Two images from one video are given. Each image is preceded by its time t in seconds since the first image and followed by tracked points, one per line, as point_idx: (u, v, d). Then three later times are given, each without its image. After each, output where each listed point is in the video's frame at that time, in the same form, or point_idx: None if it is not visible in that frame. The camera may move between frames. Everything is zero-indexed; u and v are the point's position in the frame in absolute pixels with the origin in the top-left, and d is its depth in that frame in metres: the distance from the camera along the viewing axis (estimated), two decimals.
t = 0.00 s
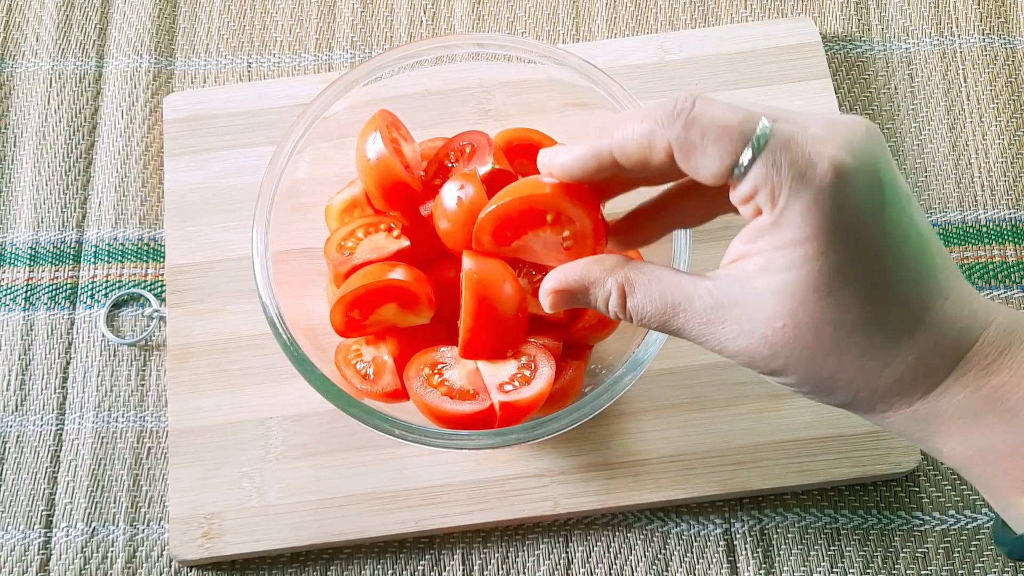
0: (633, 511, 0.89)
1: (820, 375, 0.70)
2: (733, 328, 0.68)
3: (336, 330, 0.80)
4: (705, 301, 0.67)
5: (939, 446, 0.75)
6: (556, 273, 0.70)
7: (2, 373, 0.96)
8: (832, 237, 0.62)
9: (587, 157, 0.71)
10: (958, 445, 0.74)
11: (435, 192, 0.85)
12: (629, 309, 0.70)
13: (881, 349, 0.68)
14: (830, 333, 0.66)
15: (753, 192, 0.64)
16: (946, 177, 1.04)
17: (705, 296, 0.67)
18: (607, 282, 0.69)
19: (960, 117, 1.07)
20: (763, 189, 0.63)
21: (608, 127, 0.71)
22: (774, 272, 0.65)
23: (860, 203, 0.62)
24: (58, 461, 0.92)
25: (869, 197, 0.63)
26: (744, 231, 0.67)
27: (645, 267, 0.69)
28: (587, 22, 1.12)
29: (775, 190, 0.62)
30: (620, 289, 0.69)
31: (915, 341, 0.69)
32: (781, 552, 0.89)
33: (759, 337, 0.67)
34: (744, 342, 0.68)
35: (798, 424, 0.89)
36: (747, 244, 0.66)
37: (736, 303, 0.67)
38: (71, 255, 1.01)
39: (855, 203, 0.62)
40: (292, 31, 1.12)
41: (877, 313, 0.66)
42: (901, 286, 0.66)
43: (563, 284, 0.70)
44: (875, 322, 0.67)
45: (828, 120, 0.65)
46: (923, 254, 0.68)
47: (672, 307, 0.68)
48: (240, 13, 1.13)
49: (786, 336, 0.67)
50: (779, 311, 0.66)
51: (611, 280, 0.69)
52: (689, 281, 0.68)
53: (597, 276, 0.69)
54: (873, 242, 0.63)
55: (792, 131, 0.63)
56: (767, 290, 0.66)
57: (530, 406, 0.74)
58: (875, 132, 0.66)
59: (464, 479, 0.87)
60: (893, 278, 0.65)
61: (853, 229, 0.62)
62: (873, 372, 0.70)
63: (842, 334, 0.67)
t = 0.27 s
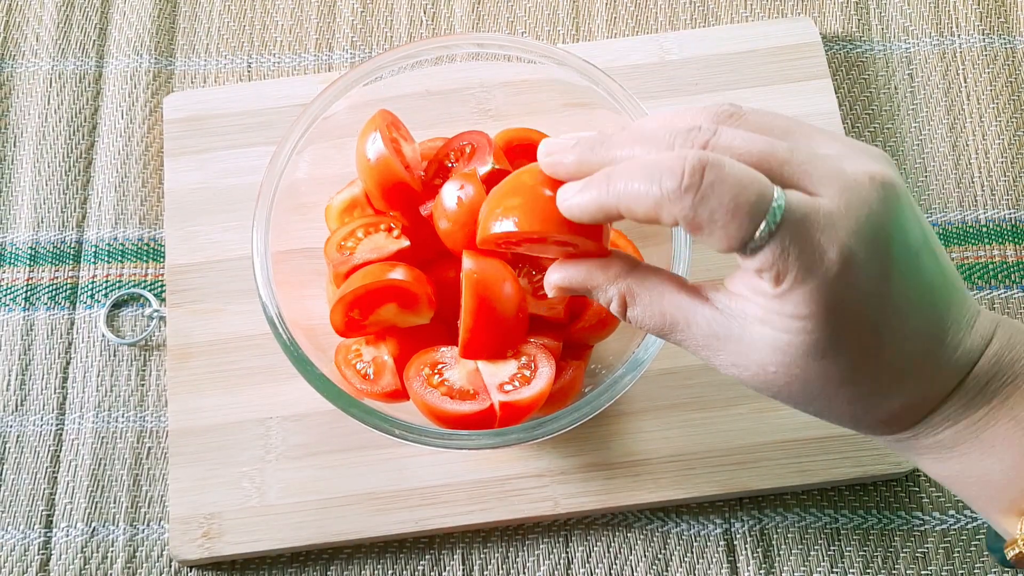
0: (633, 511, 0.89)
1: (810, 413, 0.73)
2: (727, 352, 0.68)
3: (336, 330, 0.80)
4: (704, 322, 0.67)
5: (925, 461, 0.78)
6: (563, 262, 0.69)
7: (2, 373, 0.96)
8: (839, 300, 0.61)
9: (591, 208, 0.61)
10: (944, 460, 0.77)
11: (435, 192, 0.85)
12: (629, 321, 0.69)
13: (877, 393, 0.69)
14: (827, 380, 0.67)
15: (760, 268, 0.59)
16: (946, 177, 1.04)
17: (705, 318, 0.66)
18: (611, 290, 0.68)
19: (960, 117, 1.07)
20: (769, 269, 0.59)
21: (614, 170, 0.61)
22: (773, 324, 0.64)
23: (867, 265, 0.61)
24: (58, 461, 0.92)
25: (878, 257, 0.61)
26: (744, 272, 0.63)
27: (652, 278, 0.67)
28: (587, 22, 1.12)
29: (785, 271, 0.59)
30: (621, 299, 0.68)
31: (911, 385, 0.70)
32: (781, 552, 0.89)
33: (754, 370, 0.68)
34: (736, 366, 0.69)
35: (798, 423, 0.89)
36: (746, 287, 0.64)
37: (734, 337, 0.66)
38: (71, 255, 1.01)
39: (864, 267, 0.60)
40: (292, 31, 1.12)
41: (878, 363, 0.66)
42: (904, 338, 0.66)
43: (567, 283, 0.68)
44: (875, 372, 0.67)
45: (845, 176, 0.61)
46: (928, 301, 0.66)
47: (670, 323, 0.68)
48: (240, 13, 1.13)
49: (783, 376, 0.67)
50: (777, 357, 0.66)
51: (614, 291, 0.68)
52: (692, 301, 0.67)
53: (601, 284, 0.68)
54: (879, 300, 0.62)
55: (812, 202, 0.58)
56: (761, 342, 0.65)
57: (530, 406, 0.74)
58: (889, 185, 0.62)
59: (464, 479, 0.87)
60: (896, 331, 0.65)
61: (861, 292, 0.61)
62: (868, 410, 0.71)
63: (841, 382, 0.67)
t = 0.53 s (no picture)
0: (633, 511, 0.89)
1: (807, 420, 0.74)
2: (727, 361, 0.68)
3: (336, 330, 0.80)
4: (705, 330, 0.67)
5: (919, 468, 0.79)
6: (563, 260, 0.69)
7: (2, 373, 0.96)
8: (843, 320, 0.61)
9: (596, 227, 0.61)
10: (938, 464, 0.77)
11: (435, 192, 0.85)
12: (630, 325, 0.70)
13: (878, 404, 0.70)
14: (826, 391, 0.68)
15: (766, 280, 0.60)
16: (946, 177, 1.04)
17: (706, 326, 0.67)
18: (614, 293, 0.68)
19: (960, 117, 1.07)
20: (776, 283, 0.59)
21: (620, 189, 0.59)
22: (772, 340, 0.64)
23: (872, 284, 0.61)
24: (58, 461, 0.92)
25: (882, 275, 0.61)
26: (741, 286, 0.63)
27: (653, 282, 0.67)
28: (587, 22, 1.12)
29: (787, 299, 0.59)
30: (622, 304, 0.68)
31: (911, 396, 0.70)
32: (781, 552, 0.89)
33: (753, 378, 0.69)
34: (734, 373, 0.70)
35: (798, 423, 0.89)
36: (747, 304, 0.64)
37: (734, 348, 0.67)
38: (71, 255, 1.01)
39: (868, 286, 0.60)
40: (292, 31, 1.12)
41: (880, 377, 0.67)
42: (906, 352, 0.66)
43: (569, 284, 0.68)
44: (876, 385, 0.67)
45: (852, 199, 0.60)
46: (932, 315, 0.67)
47: (671, 330, 0.68)
48: (240, 13, 1.13)
49: (781, 387, 0.68)
50: (775, 370, 0.66)
51: (616, 294, 0.68)
52: (694, 309, 0.67)
53: (604, 288, 0.68)
54: (882, 318, 0.63)
55: (818, 231, 0.57)
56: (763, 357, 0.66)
57: (530, 406, 0.74)
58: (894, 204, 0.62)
59: (464, 478, 0.87)
60: (898, 346, 0.65)
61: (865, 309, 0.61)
62: (866, 417, 0.72)
63: (841, 393, 0.68)
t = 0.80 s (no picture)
0: (633, 511, 0.89)
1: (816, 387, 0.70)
2: (731, 329, 0.67)
3: (336, 330, 0.80)
4: (700, 306, 0.66)
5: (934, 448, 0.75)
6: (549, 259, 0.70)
7: (2, 373, 0.96)
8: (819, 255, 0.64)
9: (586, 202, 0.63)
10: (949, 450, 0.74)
11: (435, 192, 0.85)
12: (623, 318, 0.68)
13: (877, 369, 0.69)
14: (825, 353, 0.67)
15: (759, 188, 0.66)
16: (946, 177, 1.04)
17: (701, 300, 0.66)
18: (601, 283, 0.68)
19: (960, 117, 1.07)
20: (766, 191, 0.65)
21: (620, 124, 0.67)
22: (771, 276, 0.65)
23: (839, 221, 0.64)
24: (58, 461, 0.92)
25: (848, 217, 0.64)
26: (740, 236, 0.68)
27: (638, 272, 0.68)
28: (587, 22, 1.12)
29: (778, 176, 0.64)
30: (613, 294, 0.67)
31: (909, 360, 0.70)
32: (781, 552, 0.89)
33: (759, 348, 0.67)
34: (742, 349, 0.67)
35: (798, 423, 0.89)
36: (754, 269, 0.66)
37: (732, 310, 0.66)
38: (71, 255, 1.01)
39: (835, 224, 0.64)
40: (292, 31, 1.12)
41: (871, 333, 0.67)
42: (892, 303, 0.67)
43: (557, 281, 0.68)
44: (870, 344, 0.68)
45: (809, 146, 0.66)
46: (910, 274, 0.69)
47: (666, 315, 0.67)
48: (240, 13, 1.13)
49: (785, 349, 0.67)
50: (781, 316, 0.65)
51: (604, 284, 0.68)
52: (682, 289, 0.67)
53: (588, 279, 0.68)
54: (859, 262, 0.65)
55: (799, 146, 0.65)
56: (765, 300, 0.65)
57: (530, 406, 0.74)
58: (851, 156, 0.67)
59: (464, 479, 0.87)
60: (881, 297, 0.67)
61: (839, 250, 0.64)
62: (870, 389, 0.70)
63: (839, 353, 0.67)
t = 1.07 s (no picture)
0: (633, 511, 0.89)
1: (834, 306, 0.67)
2: (744, 249, 0.65)
3: (336, 330, 0.80)
4: (706, 238, 0.65)
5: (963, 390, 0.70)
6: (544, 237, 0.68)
7: (2, 373, 0.96)
8: (817, 168, 0.66)
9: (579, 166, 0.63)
10: (982, 388, 0.70)
11: (435, 192, 0.85)
12: (630, 260, 0.65)
13: (891, 288, 0.68)
14: (839, 263, 0.65)
15: (739, 131, 0.71)
16: (946, 177, 1.04)
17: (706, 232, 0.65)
18: (604, 228, 0.65)
19: (960, 117, 1.07)
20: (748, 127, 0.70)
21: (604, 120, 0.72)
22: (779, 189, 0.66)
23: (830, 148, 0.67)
24: (58, 461, 0.92)
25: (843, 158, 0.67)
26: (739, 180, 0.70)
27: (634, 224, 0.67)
28: (587, 22, 1.12)
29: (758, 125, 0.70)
30: (621, 237, 0.65)
31: (923, 286, 0.69)
32: (781, 552, 0.89)
33: (775, 257, 0.65)
34: (758, 270, 0.65)
35: (798, 423, 0.89)
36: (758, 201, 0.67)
37: (744, 228, 0.65)
38: (71, 255, 1.01)
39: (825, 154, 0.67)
40: (292, 31, 1.12)
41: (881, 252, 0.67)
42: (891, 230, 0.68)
43: (560, 237, 0.66)
44: (880, 263, 0.67)
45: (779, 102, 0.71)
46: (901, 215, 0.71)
47: (675, 248, 0.65)
48: (240, 13, 1.13)
49: (801, 257, 0.64)
50: (791, 220, 0.65)
51: (608, 227, 0.65)
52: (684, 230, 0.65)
53: (590, 227, 0.66)
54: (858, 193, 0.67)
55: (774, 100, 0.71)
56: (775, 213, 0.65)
57: (530, 406, 0.74)
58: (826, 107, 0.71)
59: (464, 479, 0.87)
60: (885, 224, 0.68)
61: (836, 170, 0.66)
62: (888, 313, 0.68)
63: (854, 264, 0.66)
